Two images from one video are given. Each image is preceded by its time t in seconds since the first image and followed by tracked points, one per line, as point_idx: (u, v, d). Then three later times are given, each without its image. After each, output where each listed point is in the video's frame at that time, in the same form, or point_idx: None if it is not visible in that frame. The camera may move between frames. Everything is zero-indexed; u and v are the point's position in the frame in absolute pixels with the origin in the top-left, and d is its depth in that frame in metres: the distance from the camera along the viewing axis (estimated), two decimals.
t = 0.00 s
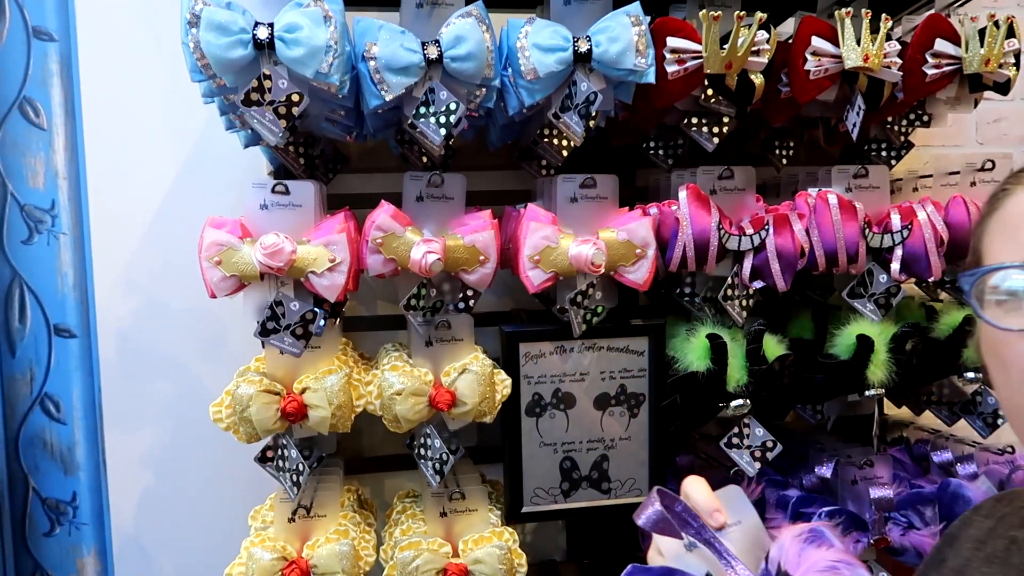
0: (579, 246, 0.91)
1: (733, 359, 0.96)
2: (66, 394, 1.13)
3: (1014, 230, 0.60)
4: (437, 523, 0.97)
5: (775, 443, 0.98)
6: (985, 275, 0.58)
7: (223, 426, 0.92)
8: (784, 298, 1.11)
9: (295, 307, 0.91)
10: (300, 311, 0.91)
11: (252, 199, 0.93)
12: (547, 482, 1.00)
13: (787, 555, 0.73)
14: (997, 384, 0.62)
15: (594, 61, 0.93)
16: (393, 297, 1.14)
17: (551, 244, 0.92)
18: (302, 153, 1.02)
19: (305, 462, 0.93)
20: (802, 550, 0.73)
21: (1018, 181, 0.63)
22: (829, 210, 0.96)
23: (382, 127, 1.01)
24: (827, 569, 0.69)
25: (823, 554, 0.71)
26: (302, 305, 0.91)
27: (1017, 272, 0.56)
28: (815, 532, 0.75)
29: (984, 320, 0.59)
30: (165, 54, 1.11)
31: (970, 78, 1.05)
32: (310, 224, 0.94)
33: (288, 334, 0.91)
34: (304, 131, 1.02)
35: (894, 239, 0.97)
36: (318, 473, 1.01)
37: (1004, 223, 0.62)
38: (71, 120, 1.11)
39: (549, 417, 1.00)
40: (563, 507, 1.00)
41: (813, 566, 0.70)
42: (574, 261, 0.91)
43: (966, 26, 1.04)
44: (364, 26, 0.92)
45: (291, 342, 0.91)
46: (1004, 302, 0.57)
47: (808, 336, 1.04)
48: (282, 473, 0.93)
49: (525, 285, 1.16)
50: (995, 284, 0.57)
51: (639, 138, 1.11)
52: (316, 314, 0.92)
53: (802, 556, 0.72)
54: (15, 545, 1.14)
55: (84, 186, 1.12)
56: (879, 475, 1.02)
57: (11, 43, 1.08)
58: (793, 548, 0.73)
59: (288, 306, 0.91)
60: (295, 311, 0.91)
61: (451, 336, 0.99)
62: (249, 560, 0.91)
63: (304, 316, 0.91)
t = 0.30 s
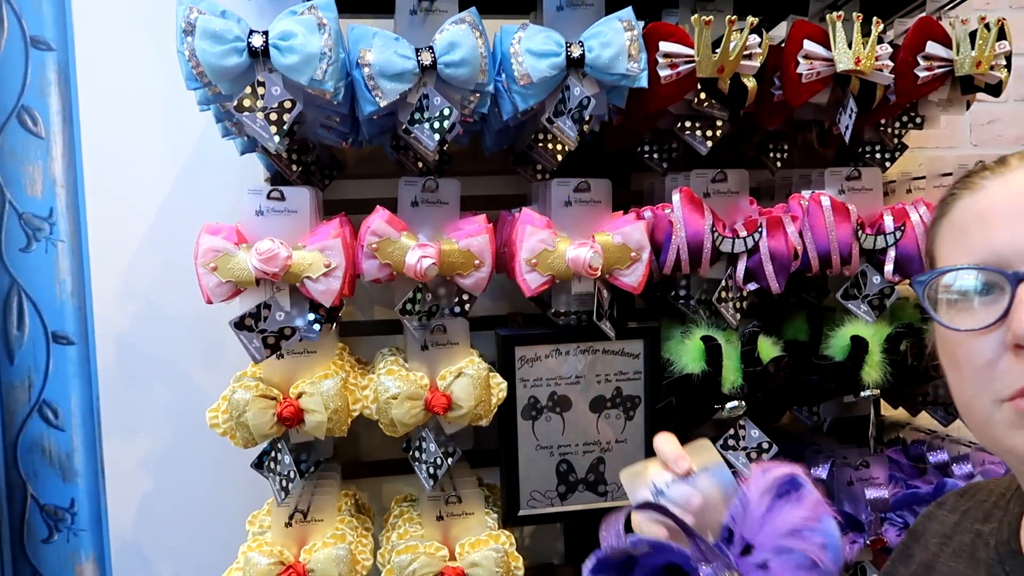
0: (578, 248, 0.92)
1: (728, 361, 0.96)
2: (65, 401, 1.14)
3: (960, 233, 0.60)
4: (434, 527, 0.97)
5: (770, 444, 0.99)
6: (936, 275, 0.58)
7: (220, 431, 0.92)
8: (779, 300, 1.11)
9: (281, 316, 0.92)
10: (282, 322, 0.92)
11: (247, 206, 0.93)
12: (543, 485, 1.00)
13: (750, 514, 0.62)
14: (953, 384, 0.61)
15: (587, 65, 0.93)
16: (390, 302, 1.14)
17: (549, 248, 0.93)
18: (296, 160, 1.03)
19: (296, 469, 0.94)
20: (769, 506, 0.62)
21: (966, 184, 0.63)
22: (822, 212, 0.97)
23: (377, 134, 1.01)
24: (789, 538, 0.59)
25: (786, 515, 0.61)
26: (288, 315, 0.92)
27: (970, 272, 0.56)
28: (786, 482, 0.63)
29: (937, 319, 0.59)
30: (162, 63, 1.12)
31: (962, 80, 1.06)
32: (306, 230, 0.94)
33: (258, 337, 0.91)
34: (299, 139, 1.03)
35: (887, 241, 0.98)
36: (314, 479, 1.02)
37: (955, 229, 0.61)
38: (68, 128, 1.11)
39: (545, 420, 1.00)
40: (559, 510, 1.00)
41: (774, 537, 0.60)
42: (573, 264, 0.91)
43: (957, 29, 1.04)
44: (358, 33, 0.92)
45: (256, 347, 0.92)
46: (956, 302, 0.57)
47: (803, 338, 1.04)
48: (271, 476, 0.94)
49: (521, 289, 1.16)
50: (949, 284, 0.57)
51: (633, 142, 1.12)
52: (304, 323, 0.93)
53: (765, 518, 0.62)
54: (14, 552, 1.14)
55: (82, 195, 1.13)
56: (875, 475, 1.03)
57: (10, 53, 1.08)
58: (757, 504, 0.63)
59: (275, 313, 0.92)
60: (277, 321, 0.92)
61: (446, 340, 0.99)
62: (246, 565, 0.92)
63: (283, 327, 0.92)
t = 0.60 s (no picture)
0: (564, 233, 0.91)
1: (720, 346, 0.96)
2: (55, 389, 1.13)
3: (937, 218, 0.57)
4: (424, 512, 0.98)
5: (762, 429, 0.98)
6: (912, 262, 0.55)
7: (209, 416, 0.92)
8: (772, 286, 1.10)
9: (281, 296, 0.92)
10: (287, 299, 0.92)
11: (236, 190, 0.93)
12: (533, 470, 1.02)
13: (589, 340, 0.56)
14: (943, 379, 0.58)
15: (579, 49, 0.93)
16: (382, 289, 1.14)
17: (536, 232, 0.92)
18: (287, 145, 1.03)
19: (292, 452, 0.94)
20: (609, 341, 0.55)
21: (942, 167, 0.60)
22: (815, 196, 0.96)
23: (367, 119, 1.00)
24: (612, 366, 0.53)
25: (620, 347, 0.54)
26: (289, 294, 0.92)
27: (949, 255, 0.53)
28: (643, 327, 0.56)
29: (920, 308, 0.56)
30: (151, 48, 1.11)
31: (956, 65, 1.06)
32: (295, 214, 0.94)
33: (277, 322, 0.91)
34: (290, 123, 1.03)
35: (880, 225, 0.98)
36: (305, 463, 1.01)
37: (933, 213, 0.58)
38: (57, 115, 1.11)
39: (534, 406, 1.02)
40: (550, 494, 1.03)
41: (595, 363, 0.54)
42: (558, 248, 0.91)
43: (951, 13, 1.03)
44: (348, 16, 0.91)
45: (281, 330, 0.92)
46: (940, 289, 0.54)
47: (796, 323, 1.03)
48: (269, 463, 0.94)
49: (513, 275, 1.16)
50: (928, 270, 0.54)
51: (627, 128, 1.11)
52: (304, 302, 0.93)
53: (599, 345, 0.55)
54: (4, 541, 1.13)
55: (72, 182, 1.12)
56: (868, 460, 1.02)
57: None
58: (598, 335, 0.56)
59: (275, 294, 0.91)
60: (282, 300, 0.92)
61: (437, 325, 0.99)
62: (236, 550, 0.91)
63: (291, 304, 0.92)
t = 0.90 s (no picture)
0: (548, 200, 0.91)
1: (702, 314, 0.95)
2: (35, 362, 1.12)
3: (901, 196, 0.55)
4: (408, 480, 0.98)
5: (743, 396, 0.99)
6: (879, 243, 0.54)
7: (189, 384, 0.92)
8: (754, 253, 1.10)
9: (251, 268, 0.91)
10: (254, 273, 0.91)
11: (213, 157, 0.91)
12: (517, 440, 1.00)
13: (503, 284, 0.58)
14: (910, 358, 0.56)
15: (560, 14, 0.90)
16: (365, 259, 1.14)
17: (519, 199, 0.92)
18: (265, 112, 1.00)
19: (269, 423, 0.94)
20: (520, 291, 0.57)
21: (898, 143, 0.57)
22: (797, 163, 0.96)
23: (347, 87, 0.97)
24: (521, 318, 0.55)
25: (530, 299, 0.56)
26: (258, 266, 0.91)
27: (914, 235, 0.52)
28: (556, 281, 0.57)
29: (889, 288, 0.54)
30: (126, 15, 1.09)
31: (939, 32, 1.05)
32: (273, 182, 0.93)
33: (233, 292, 0.90)
34: (267, 90, 1.00)
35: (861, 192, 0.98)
36: (288, 433, 1.02)
37: (893, 189, 0.56)
38: (30, 84, 1.09)
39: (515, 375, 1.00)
40: (534, 462, 1.02)
41: (506, 314, 0.56)
42: (544, 216, 0.90)
43: None
44: None
45: (235, 301, 0.91)
46: (911, 268, 0.53)
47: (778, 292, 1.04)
48: (246, 431, 0.94)
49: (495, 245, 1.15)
50: (899, 249, 0.53)
51: (610, 96, 1.10)
52: (275, 274, 0.91)
53: (512, 294, 0.57)
54: None
55: (48, 152, 1.10)
56: (847, 426, 1.04)
57: None
58: (511, 283, 0.58)
59: (246, 265, 0.91)
60: (249, 273, 0.91)
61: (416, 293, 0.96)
62: (219, 519, 0.92)
63: (256, 279, 0.91)
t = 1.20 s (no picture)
0: (556, 157, 0.89)
1: (716, 273, 0.95)
2: (45, 319, 1.12)
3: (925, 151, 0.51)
4: (418, 438, 0.99)
5: (755, 357, 0.98)
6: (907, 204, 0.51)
7: (199, 341, 0.92)
8: (767, 214, 1.09)
9: (264, 223, 0.90)
10: (267, 228, 0.90)
11: (219, 112, 0.90)
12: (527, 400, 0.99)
13: (535, 256, 0.55)
14: (941, 323, 0.52)
15: None
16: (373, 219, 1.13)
17: (529, 156, 0.90)
18: (271, 68, 0.97)
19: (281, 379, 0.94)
20: (556, 263, 0.54)
21: (916, 98, 0.54)
22: (814, 121, 0.94)
23: (355, 43, 0.95)
24: (560, 290, 0.52)
25: (568, 271, 0.53)
26: (270, 222, 0.90)
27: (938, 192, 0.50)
28: (594, 251, 0.54)
29: (917, 250, 0.51)
30: None
31: None
32: (281, 138, 0.92)
33: (249, 248, 0.89)
34: (274, 46, 0.97)
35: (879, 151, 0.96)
36: (299, 392, 1.03)
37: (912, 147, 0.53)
38: (33, 39, 1.07)
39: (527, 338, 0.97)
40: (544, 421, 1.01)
41: (544, 287, 0.53)
42: (552, 173, 0.89)
43: None
44: None
45: (252, 258, 0.90)
46: (937, 228, 0.50)
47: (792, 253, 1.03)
48: (257, 388, 0.94)
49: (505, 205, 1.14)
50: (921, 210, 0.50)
51: (623, 53, 1.07)
52: (287, 230, 0.91)
53: (548, 267, 0.54)
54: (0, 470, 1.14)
55: (52, 110, 1.09)
56: (859, 388, 1.04)
57: None
58: (546, 254, 0.55)
59: (258, 221, 0.90)
60: (262, 228, 0.90)
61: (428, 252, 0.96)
62: (231, 475, 0.92)
63: (270, 234, 0.90)
